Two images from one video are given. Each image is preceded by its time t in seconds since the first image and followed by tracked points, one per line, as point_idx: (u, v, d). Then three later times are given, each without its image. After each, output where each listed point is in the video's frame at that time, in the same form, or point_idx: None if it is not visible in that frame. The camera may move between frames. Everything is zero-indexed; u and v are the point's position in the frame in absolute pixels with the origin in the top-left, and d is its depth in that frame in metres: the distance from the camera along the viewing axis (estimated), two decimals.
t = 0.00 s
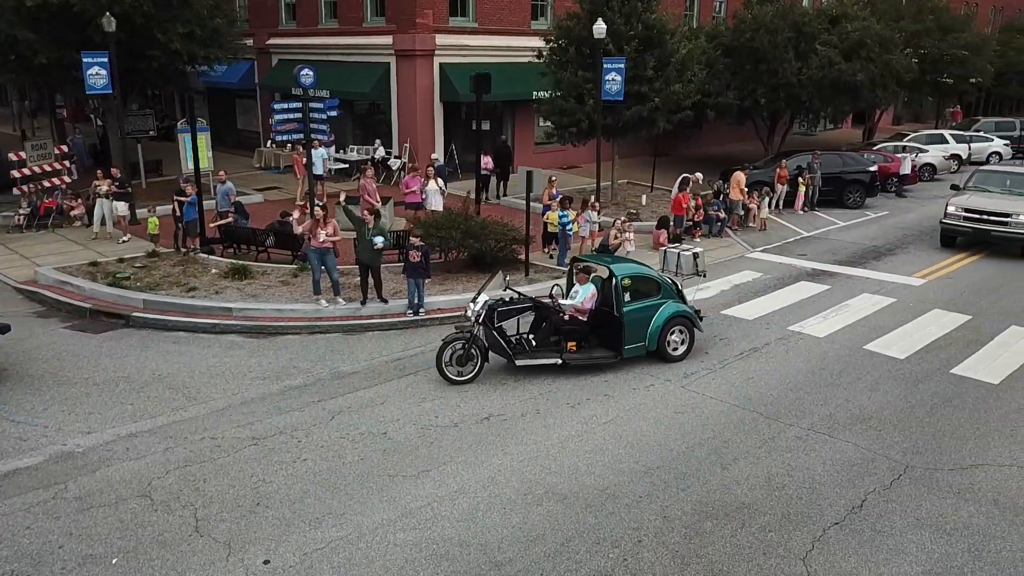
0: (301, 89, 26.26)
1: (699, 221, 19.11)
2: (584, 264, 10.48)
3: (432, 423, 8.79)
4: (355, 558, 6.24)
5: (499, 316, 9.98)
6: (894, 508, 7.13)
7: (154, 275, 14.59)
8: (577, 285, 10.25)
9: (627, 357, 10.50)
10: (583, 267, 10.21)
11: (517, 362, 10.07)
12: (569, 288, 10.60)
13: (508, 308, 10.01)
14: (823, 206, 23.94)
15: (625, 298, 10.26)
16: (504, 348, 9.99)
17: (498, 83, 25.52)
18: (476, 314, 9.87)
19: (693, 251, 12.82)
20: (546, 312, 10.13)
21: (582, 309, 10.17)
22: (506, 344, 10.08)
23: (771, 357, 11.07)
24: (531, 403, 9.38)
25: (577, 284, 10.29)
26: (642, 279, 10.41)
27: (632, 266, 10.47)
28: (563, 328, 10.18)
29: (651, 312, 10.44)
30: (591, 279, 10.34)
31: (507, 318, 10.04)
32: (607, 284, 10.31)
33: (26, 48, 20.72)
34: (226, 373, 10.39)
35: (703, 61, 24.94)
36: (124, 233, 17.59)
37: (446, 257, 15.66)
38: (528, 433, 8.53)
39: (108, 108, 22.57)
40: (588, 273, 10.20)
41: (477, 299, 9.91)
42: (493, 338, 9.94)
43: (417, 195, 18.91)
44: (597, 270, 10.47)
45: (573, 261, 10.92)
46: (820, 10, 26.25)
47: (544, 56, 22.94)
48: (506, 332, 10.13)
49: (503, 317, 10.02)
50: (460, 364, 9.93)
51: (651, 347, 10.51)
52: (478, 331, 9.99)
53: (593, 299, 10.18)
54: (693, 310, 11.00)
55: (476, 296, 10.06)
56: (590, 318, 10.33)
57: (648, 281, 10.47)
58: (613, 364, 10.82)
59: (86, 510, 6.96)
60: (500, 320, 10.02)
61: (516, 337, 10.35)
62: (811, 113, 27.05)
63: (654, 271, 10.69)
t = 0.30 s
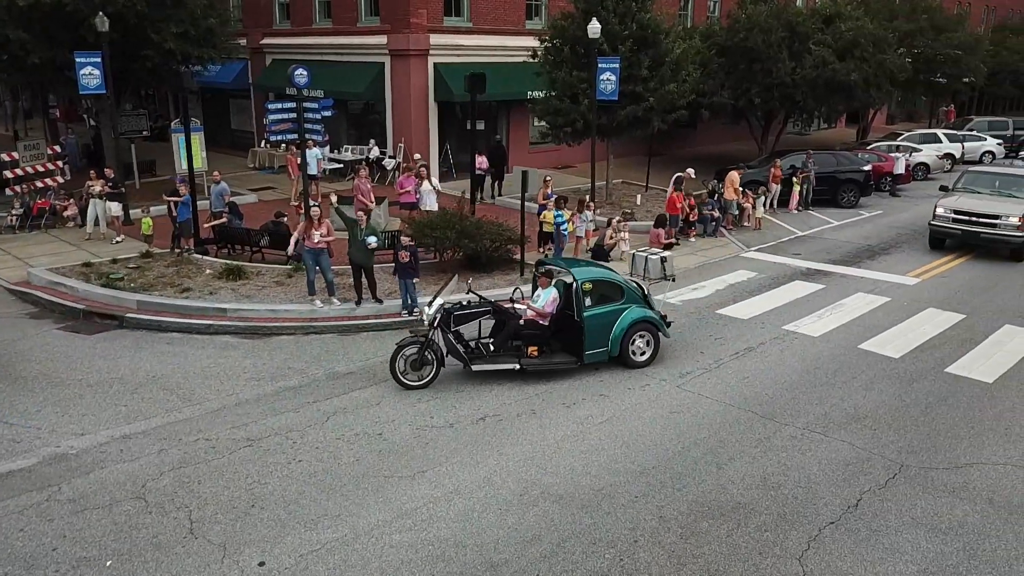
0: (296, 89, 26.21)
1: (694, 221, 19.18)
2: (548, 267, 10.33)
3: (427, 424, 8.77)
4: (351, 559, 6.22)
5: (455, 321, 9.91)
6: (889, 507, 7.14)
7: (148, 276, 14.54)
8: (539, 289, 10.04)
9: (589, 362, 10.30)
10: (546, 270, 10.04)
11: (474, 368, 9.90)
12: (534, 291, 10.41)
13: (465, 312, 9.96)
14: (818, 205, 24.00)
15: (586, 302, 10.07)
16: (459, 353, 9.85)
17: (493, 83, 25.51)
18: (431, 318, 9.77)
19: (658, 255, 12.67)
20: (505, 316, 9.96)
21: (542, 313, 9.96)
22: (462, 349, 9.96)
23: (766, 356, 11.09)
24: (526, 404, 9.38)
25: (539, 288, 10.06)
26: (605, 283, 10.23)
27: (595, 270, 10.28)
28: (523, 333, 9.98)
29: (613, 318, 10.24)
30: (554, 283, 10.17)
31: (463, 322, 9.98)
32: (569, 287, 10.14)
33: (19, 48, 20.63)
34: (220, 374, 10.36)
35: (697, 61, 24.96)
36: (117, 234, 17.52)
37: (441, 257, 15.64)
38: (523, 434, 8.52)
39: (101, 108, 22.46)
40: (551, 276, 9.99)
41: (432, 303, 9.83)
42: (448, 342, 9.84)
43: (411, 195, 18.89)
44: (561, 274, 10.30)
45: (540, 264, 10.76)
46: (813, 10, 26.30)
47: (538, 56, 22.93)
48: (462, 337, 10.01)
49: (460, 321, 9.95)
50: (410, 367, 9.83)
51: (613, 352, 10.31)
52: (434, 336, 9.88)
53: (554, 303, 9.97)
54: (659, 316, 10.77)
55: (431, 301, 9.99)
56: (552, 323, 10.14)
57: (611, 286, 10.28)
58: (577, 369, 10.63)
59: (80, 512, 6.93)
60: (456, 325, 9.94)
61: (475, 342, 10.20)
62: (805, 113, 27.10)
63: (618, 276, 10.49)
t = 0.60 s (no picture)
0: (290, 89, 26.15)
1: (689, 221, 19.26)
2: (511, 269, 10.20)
3: (422, 425, 8.76)
4: (347, 561, 6.20)
5: (410, 323, 9.80)
6: (884, 507, 7.15)
7: (142, 277, 14.50)
8: (500, 293, 9.93)
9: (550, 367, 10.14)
10: (508, 274, 9.94)
11: (429, 372, 9.72)
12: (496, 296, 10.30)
13: (420, 315, 9.84)
14: (812, 205, 24.06)
15: (545, 307, 9.90)
16: (414, 356, 9.69)
17: (487, 83, 25.49)
18: (385, 320, 9.67)
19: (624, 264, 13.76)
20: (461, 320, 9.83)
21: (502, 317, 9.82)
22: (418, 353, 9.81)
23: (761, 356, 11.11)
24: (521, 404, 9.36)
25: (500, 292, 9.96)
26: (566, 288, 10.04)
27: (558, 274, 10.10)
28: (481, 337, 9.82)
29: (574, 323, 10.04)
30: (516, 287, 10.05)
31: (418, 326, 9.85)
32: (529, 291, 9.99)
33: (11, 48, 20.54)
34: (215, 375, 10.33)
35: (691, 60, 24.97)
36: (111, 234, 17.45)
37: (436, 257, 15.63)
38: (518, 434, 8.51)
39: (94, 108, 22.36)
40: (512, 280, 9.88)
41: (387, 305, 9.73)
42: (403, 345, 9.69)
43: (405, 195, 18.86)
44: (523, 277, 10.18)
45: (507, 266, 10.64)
46: (807, 10, 26.35)
47: (533, 55, 22.91)
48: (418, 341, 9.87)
49: (415, 324, 9.84)
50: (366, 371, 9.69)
51: (574, 357, 10.11)
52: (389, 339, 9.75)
53: (514, 307, 9.84)
54: (624, 322, 10.52)
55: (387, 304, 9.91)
56: (512, 327, 9.97)
57: (574, 290, 10.08)
58: (543, 373, 10.47)
59: (74, 514, 6.90)
60: (412, 328, 9.83)
61: (432, 348, 10.05)
62: (798, 112, 27.15)
63: (581, 280, 10.28)
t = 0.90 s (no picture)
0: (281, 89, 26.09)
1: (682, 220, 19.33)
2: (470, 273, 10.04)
3: (416, 425, 8.75)
4: (340, 561, 6.19)
5: (363, 327, 9.52)
6: (877, 504, 7.18)
7: (134, 278, 14.44)
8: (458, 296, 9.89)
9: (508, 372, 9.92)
10: (466, 277, 9.83)
11: (381, 377, 9.53)
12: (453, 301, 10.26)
13: (372, 319, 9.55)
14: (804, 204, 24.16)
15: (502, 311, 9.69)
16: (365, 360, 9.51)
17: (479, 82, 25.48)
18: (336, 324, 9.44)
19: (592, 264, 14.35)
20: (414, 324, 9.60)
21: (460, 320, 9.74)
22: (370, 357, 9.61)
23: (753, 354, 11.15)
24: (515, 403, 9.37)
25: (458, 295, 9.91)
26: (524, 292, 9.83)
27: (517, 277, 9.89)
28: (438, 341, 9.68)
29: (532, 327, 9.82)
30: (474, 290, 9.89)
31: (371, 330, 9.57)
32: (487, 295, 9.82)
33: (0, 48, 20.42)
34: (208, 376, 10.29)
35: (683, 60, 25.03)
36: (102, 235, 17.37)
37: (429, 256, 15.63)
38: (511, 433, 8.51)
39: (84, 108, 22.25)
40: (471, 283, 9.82)
41: (337, 308, 9.47)
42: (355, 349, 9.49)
43: (398, 194, 18.82)
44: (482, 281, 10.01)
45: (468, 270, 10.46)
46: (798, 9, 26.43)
47: (525, 55, 22.91)
48: (370, 344, 9.66)
49: (368, 328, 9.56)
50: (318, 376, 9.50)
51: (532, 362, 9.92)
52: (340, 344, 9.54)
53: (471, 310, 9.78)
54: (585, 328, 10.28)
55: (338, 307, 9.62)
56: (469, 332, 9.79)
57: (532, 294, 9.87)
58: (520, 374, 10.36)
59: (65, 516, 6.86)
60: (364, 332, 9.56)
61: (386, 351, 9.84)
62: (790, 112, 27.22)
63: (541, 284, 10.06)
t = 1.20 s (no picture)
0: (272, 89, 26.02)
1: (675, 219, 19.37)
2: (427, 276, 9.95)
3: (409, 424, 8.74)
4: (333, 561, 6.18)
5: (313, 330, 9.42)
6: (868, 501, 7.22)
7: (124, 278, 14.37)
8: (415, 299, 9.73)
9: (463, 377, 9.76)
10: (423, 281, 9.72)
11: (331, 381, 9.41)
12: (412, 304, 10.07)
13: (324, 322, 9.42)
14: (794, 203, 24.25)
15: (456, 315, 9.55)
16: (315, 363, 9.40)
17: (470, 82, 25.46)
18: (286, 327, 9.35)
19: (553, 266, 14.20)
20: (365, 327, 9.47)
21: (414, 323, 9.54)
22: (321, 360, 9.50)
23: (744, 352, 11.19)
24: (508, 403, 9.36)
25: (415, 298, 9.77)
26: (480, 296, 9.69)
27: (473, 281, 9.78)
28: (391, 345, 9.52)
29: (487, 332, 9.67)
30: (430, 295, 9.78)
31: (322, 332, 9.44)
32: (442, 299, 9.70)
33: None
34: (199, 377, 10.25)
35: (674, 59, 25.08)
36: (91, 236, 17.28)
37: (421, 256, 15.61)
38: (503, 432, 8.52)
39: (73, 108, 22.12)
40: (427, 287, 9.76)
41: (288, 310, 9.38)
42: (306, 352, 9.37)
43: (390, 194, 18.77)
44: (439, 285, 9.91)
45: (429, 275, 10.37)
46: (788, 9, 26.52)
47: (516, 54, 22.90)
48: (322, 347, 9.53)
49: (319, 331, 9.44)
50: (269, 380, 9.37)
51: (488, 368, 9.76)
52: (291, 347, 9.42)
53: (426, 314, 9.56)
54: (544, 333, 10.10)
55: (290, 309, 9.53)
56: (424, 336, 9.63)
57: (488, 299, 9.74)
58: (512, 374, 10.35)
59: (56, 518, 6.83)
60: (315, 335, 9.45)
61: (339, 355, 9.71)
62: (780, 111, 27.31)
63: (499, 288, 9.94)
